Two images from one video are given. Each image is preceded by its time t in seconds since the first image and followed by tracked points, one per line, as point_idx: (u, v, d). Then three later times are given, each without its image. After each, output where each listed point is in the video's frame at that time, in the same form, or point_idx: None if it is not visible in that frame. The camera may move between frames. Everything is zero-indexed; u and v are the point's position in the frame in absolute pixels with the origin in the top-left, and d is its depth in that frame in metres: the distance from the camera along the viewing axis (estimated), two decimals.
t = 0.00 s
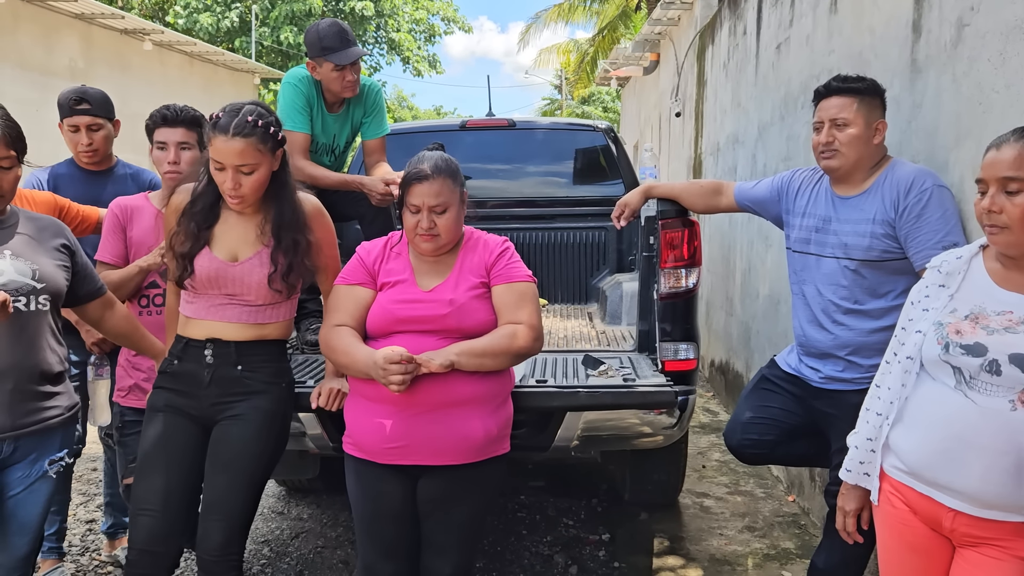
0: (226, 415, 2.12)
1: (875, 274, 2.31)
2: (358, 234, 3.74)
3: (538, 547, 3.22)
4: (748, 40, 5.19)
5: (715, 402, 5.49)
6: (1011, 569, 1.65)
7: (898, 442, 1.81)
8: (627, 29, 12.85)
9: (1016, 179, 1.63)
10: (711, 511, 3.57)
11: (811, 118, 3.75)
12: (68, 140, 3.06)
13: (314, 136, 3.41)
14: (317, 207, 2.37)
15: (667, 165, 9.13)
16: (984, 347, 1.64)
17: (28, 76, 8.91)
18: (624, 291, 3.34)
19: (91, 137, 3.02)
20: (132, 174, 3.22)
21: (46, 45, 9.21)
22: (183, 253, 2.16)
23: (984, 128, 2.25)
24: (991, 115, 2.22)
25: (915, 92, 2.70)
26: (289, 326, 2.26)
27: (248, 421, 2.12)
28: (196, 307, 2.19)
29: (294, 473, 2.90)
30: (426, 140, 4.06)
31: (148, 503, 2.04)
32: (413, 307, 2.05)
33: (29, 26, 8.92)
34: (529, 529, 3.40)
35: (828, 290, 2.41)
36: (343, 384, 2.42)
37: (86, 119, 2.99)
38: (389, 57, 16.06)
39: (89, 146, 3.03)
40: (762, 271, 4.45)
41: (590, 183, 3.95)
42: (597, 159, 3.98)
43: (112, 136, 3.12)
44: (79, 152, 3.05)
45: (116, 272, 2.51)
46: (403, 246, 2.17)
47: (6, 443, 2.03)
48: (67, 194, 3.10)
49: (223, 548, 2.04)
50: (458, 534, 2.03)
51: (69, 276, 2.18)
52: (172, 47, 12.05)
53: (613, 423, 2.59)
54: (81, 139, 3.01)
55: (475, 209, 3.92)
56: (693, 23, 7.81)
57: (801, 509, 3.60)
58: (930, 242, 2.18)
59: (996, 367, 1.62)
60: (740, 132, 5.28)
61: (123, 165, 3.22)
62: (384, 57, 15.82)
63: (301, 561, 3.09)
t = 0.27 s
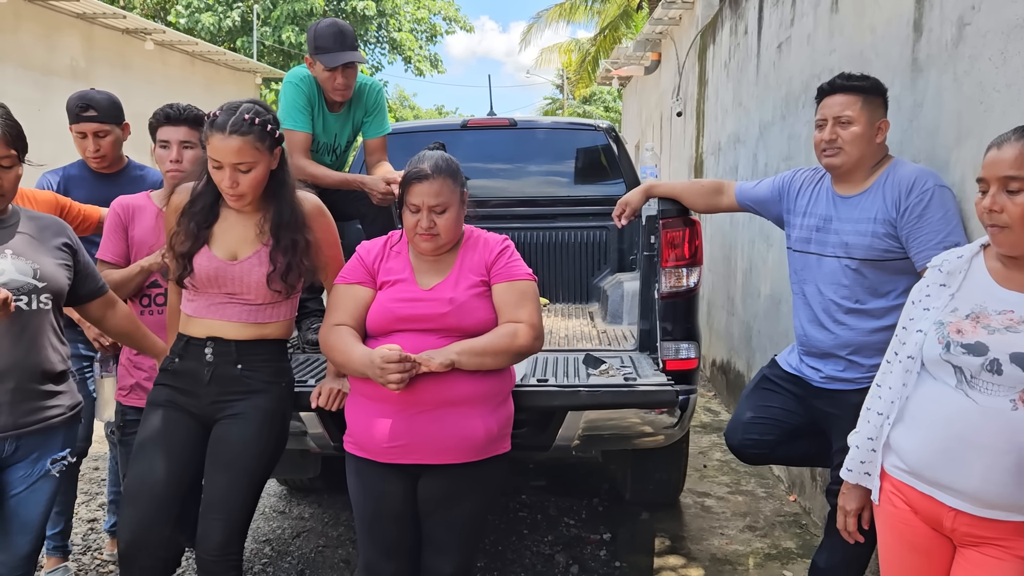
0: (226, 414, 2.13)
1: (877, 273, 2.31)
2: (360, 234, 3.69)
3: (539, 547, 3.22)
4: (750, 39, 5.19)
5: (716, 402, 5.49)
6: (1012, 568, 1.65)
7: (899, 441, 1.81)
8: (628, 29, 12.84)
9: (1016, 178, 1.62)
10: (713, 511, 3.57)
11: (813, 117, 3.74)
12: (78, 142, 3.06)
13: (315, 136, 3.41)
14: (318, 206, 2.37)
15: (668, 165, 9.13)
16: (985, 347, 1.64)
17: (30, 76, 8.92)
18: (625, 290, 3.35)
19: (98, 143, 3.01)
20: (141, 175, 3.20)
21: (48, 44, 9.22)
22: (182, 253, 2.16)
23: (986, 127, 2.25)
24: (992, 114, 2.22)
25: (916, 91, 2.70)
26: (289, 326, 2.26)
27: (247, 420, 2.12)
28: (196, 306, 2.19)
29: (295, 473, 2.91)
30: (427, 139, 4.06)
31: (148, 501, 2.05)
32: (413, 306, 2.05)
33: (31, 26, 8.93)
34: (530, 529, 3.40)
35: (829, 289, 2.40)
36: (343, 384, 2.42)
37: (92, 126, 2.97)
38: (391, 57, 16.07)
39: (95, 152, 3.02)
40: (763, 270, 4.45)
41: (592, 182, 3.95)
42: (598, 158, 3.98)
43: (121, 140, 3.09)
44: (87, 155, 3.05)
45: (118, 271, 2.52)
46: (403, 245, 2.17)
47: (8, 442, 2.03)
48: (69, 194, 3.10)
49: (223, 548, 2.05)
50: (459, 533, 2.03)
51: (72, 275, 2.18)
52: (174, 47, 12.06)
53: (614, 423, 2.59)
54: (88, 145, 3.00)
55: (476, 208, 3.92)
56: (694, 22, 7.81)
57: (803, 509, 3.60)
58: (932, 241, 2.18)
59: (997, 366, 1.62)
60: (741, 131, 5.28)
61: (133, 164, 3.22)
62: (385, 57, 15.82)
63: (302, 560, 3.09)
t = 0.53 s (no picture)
0: (227, 413, 2.13)
1: (878, 271, 2.31)
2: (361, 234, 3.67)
3: (541, 546, 3.22)
4: (751, 39, 5.18)
5: (717, 401, 5.49)
6: (1013, 568, 1.65)
7: (900, 441, 1.81)
8: (629, 28, 12.84)
9: (1017, 178, 1.62)
10: (713, 510, 3.58)
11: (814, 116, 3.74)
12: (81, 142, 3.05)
13: (317, 135, 3.41)
14: (319, 206, 2.37)
15: (669, 164, 9.12)
16: (986, 346, 1.64)
17: (32, 76, 8.93)
18: (626, 290, 3.35)
19: (103, 147, 3.01)
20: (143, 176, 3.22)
21: (49, 44, 9.23)
22: (184, 253, 2.17)
23: (986, 126, 2.25)
24: (993, 114, 2.22)
25: (917, 91, 2.70)
26: (290, 326, 2.26)
27: (248, 420, 2.12)
28: (197, 305, 2.19)
29: (296, 472, 2.91)
30: (428, 138, 4.07)
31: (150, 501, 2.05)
32: (414, 306, 2.05)
33: (33, 25, 8.94)
34: (531, 528, 3.40)
35: (830, 288, 2.40)
36: (344, 382, 2.42)
37: (99, 131, 2.96)
38: (392, 56, 16.07)
39: (100, 156, 3.02)
40: (764, 269, 4.45)
41: (593, 182, 3.95)
42: (599, 157, 3.98)
43: (124, 143, 3.10)
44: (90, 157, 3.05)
45: (119, 271, 2.52)
46: (403, 245, 2.17)
47: (14, 441, 2.04)
48: (71, 193, 3.10)
49: (224, 547, 2.05)
50: (460, 533, 2.03)
51: (76, 274, 2.19)
52: (175, 46, 12.07)
53: (615, 422, 2.59)
54: (92, 149, 3.00)
55: (477, 207, 3.92)
56: (695, 21, 7.81)
57: (803, 508, 3.60)
58: (932, 239, 2.18)
59: (998, 366, 1.62)
60: (743, 130, 5.28)
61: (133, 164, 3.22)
62: (386, 56, 15.83)
63: (304, 559, 3.10)
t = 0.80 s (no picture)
0: (228, 412, 2.13)
1: (877, 269, 2.31)
2: (362, 234, 3.72)
3: (541, 546, 3.22)
4: (752, 39, 5.18)
5: (718, 401, 5.49)
6: (1014, 568, 1.65)
7: (901, 440, 1.81)
8: (630, 28, 12.83)
9: (1019, 178, 1.62)
10: (714, 510, 3.58)
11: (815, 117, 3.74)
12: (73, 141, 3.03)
13: (318, 135, 3.41)
14: (322, 206, 2.38)
15: (670, 164, 9.12)
16: (987, 346, 1.64)
17: (33, 76, 8.94)
18: (627, 290, 3.35)
19: (100, 141, 3.01)
20: (135, 175, 3.24)
21: (50, 44, 9.24)
22: (187, 251, 2.17)
23: (988, 126, 2.25)
24: (994, 114, 2.22)
25: (918, 91, 2.70)
26: (292, 325, 2.26)
27: (249, 419, 2.12)
28: (199, 304, 2.20)
29: (298, 471, 2.91)
30: (429, 138, 4.07)
31: (151, 501, 2.05)
32: (414, 306, 2.05)
33: (34, 26, 8.95)
34: (532, 528, 3.40)
35: (830, 287, 2.40)
36: (345, 382, 2.42)
37: (96, 125, 2.96)
38: (393, 56, 16.07)
39: (97, 151, 3.01)
40: (765, 269, 4.44)
41: (594, 182, 3.96)
42: (600, 157, 3.98)
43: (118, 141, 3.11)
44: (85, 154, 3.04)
45: (119, 271, 2.53)
46: (404, 245, 2.17)
47: (17, 441, 2.04)
48: (72, 193, 3.11)
49: (226, 546, 2.05)
50: (461, 532, 2.03)
51: (79, 274, 2.19)
52: (176, 46, 12.08)
53: (616, 422, 2.59)
54: (90, 143, 2.99)
55: (478, 207, 3.92)
56: (696, 21, 7.81)
57: (804, 508, 3.60)
58: (932, 237, 2.17)
59: (999, 365, 1.62)
60: (744, 130, 5.28)
61: (125, 165, 3.23)
62: (387, 56, 15.83)
63: (305, 559, 3.10)
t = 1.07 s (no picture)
0: (227, 412, 2.13)
1: (878, 267, 2.31)
2: (364, 233, 3.68)
3: (542, 545, 3.23)
4: (753, 38, 5.18)
5: (719, 400, 5.49)
6: (1016, 567, 1.65)
7: (902, 440, 1.81)
8: (631, 27, 12.83)
9: (1019, 177, 1.62)
10: (715, 509, 3.58)
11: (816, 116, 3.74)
12: (60, 137, 3.05)
13: (319, 135, 3.42)
14: (325, 207, 2.38)
15: (672, 163, 9.12)
16: (988, 345, 1.64)
17: (35, 75, 8.96)
18: (629, 289, 3.35)
19: (88, 130, 3.03)
20: (122, 172, 3.25)
21: (52, 43, 9.25)
22: (190, 249, 2.18)
23: (989, 126, 2.25)
24: (996, 113, 2.22)
25: (919, 91, 2.70)
26: (294, 325, 2.27)
27: (249, 419, 2.13)
28: (202, 302, 2.20)
29: (299, 471, 2.92)
30: (430, 138, 4.07)
31: (151, 501, 2.06)
32: (415, 305, 2.05)
33: (35, 25, 8.96)
34: (533, 527, 3.41)
35: (831, 286, 2.40)
36: (346, 381, 2.42)
37: (84, 112, 3.01)
38: (394, 55, 16.08)
39: (86, 138, 3.03)
40: (767, 269, 4.44)
41: (595, 182, 3.96)
42: (601, 157, 3.98)
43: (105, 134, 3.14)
44: (74, 146, 3.04)
45: (119, 267, 2.52)
46: (405, 245, 2.17)
47: (19, 440, 2.04)
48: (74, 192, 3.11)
49: (226, 545, 2.06)
50: (462, 532, 2.03)
51: (80, 273, 2.19)
52: (178, 46, 12.09)
53: (617, 421, 2.59)
54: (78, 131, 3.01)
55: (479, 207, 3.93)
56: (697, 21, 7.80)
57: (805, 508, 3.60)
58: (933, 235, 2.17)
59: (1000, 365, 1.62)
60: (745, 130, 5.28)
61: (111, 162, 3.23)
62: (388, 56, 15.84)
63: (306, 558, 3.11)
